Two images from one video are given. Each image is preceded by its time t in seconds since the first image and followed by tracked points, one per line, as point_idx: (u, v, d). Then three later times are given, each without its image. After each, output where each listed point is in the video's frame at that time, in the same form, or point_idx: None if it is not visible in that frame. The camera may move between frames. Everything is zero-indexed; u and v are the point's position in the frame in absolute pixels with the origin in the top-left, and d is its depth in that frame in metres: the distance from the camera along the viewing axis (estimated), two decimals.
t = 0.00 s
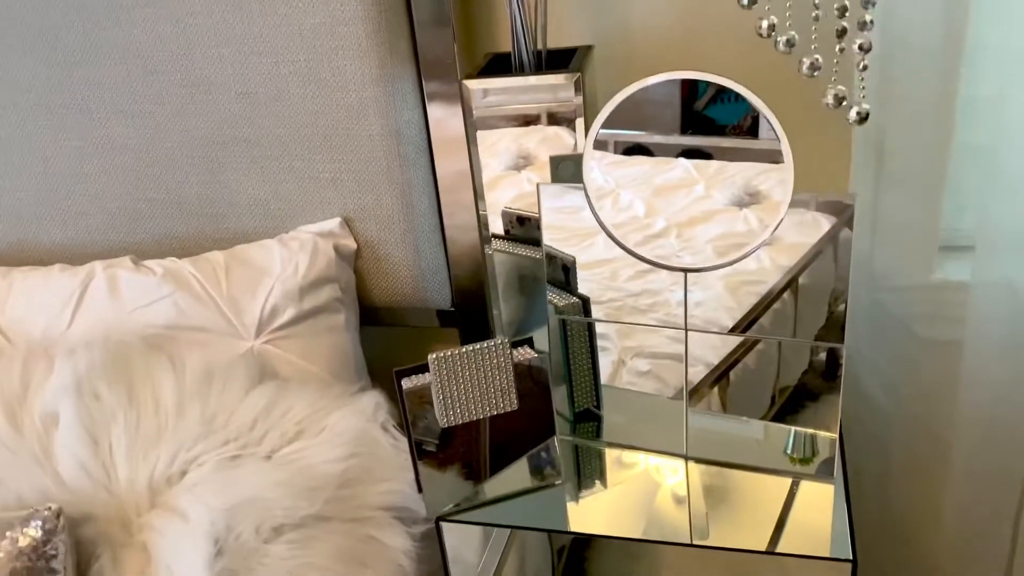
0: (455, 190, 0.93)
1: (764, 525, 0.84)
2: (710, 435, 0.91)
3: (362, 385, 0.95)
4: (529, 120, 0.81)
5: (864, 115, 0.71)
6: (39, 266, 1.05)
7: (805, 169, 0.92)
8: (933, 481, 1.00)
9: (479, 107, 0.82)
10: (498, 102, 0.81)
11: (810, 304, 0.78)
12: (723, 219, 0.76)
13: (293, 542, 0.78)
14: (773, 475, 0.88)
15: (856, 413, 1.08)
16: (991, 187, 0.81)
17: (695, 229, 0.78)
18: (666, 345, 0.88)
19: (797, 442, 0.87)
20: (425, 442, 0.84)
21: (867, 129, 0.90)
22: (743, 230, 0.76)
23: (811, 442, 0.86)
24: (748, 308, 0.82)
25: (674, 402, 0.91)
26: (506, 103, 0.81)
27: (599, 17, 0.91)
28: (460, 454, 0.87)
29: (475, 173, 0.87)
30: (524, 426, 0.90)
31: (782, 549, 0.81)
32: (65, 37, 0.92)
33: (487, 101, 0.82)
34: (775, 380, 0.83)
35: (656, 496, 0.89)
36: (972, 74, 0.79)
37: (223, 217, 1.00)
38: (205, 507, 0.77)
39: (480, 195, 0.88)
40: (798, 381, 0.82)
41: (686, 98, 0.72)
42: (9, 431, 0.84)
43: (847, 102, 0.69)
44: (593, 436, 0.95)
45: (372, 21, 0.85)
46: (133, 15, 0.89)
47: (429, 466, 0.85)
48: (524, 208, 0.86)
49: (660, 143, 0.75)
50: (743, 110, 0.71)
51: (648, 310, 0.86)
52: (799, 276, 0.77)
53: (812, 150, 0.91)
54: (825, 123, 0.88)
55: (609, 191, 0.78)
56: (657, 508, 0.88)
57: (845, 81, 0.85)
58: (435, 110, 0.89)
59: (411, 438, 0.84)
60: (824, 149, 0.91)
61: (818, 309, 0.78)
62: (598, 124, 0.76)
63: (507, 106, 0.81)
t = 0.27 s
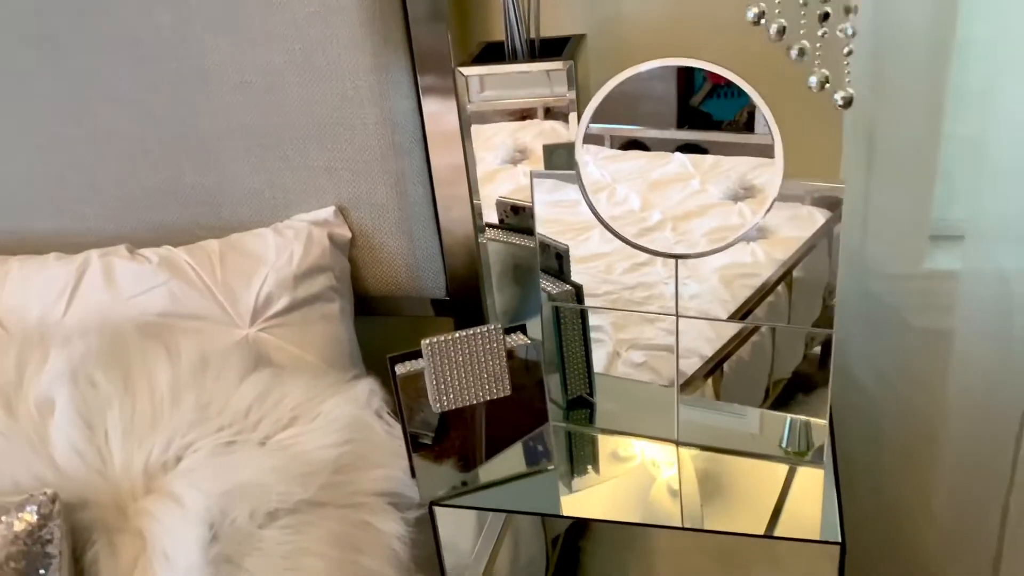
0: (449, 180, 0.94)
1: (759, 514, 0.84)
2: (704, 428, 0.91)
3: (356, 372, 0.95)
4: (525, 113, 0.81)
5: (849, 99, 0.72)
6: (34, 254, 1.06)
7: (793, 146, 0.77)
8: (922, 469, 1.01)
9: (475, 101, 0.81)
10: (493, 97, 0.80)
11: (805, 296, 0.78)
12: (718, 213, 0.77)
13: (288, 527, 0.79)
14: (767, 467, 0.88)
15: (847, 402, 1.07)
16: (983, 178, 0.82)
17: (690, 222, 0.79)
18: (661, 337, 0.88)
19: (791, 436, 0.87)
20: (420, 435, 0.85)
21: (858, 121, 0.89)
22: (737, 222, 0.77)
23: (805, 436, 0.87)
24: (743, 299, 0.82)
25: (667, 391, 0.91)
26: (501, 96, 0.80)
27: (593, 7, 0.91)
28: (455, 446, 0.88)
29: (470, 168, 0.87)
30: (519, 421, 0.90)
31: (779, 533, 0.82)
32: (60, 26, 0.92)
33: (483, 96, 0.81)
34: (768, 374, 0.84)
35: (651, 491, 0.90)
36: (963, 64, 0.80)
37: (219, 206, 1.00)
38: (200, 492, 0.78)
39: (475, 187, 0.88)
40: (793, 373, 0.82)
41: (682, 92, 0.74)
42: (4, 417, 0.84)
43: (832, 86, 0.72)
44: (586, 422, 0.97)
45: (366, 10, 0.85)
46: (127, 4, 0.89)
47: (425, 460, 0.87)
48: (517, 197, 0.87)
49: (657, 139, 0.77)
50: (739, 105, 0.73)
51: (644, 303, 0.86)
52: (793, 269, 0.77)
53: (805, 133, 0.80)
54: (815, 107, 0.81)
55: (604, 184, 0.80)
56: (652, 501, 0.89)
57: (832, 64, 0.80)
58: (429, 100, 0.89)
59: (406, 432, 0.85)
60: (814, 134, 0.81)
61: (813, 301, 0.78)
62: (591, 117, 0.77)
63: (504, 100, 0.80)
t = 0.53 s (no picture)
0: (444, 174, 0.94)
1: (755, 508, 0.84)
2: (700, 425, 0.92)
3: (350, 365, 0.95)
4: (521, 110, 0.81)
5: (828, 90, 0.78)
6: (27, 247, 1.06)
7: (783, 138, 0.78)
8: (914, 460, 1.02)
9: (470, 98, 0.81)
10: (489, 93, 0.81)
11: (801, 293, 0.78)
12: (713, 209, 0.77)
13: (281, 521, 0.79)
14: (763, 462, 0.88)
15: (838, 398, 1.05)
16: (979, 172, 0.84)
17: (687, 219, 0.79)
18: (655, 333, 0.89)
19: (786, 433, 0.87)
20: (415, 431, 0.85)
21: (852, 114, 0.88)
22: (733, 219, 0.77)
23: (800, 433, 0.87)
24: (738, 295, 0.82)
25: (660, 386, 0.92)
26: (496, 92, 0.81)
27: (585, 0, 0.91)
28: (450, 440, 0.87)
29: (464, 165, 0.87)
30: (513, 415, 0.90)
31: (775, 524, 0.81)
32: (53, 18, 0.91)
33: (478, 92, 0.81)
34: (764, 369, 0.84)
35: (647, 487, 0.89)
36: (954, 57, 0.81)
37: (211, 199, 1.00)
38: (193, 485, 0.78)
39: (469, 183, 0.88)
40: (789, 368, 0.82)
41: (679, 90, 0.73)
42: None
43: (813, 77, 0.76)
44: (580, 416, 0.96)
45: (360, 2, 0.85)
46: None
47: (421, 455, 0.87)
48: (511, 190, 0.87)
49: (654, 135, 0.77)
50: (737, 102, 0.72)
51: (639, 300, 0.87)
52: (789, 265, 0.77)
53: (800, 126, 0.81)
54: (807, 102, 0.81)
55: (601, 181, 0.80)
56: (647, 496, 0.88)
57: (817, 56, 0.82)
58: (424, 94, 0.89)
59: (400, 429, 0.85)
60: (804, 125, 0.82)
61: (808, 297, 0.78)
62: (587, 113, 0.77)
63: (499, 97, 0.81)
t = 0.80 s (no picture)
0: (440, 175, 0.93)
1: (751, 510, 0.83)
2: (696, 425, 0.92)
3: (345, 366, 0.95)
4: (517, 110, 0.81)
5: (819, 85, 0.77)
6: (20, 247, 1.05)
7: (777, 136, 0.75)
8: (910, 461, 1.02)
9: (467, 97, 0.81)
10: (485, 93, 0.80)
11: (797, 293, 0.79)
12: (709, 210, 0.77)
13: (275, 522, 0.79)
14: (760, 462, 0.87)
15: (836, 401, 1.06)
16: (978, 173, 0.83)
17: (683, 219, 0.79)
18: (651, 333, 0.89)
19: (781, 434, 0.88)
20: (412, 432, 0.85)
21: (847, 115, 0.89)
22: (729, 219, 0.77)
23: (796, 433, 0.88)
24: (734, 296, 0.82)
25: (655, 387, 0.92)
26: (492, 92, 0.80)
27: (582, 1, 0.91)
28: (446, 440, 0.87)
29: (459, 165, 0.86)
30: (509, 417, 0.90)
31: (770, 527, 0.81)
32: (46, 17, 0.91)
33: (474, 91, 0.81)
34: (760, 370, 0.85)
35: (643, 488, 0.88)
36: (950, 57, 0.81)
37: (206, 199, 1.00)
38: (187, 486, 0.77)
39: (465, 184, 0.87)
40: (784, 369, 0.83)
41: (676, 90, 0.73)
42: None
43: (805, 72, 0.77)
44: (575, 417, 0.96)
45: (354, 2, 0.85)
46: None
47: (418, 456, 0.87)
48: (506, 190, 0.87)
49: (650, 135, 0.76)
50: (733, 102, 0.71)
51: (635, 300, 0.86)
52: (785, 266, 0.78)
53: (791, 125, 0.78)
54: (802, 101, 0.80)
55: (597, 180, 0.79)
56: (642, 497, 0.87)
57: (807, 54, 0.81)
58: (419, 95, 0.89)
59: (395, 429, 0.84)
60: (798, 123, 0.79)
61: (805, 298, 0.79)
62: (583, 114, 0.77)
63: (496, 96, 0.80)
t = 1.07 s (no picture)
0: (438, 175, 0.93)
1: (749, 511, 0.84)
2: (694, 425, 0.91)
3: (343, 368, 0.95)
4: (516, 110, 0.80)
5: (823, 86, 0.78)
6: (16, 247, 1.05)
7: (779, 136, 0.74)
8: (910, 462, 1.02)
9: (465, 97, 0.81)
10: (483, 93, 0.80)
11: (795, 294, 0.79)
12: (707, 210, 0.77)
13: (272, 524, 0.78)
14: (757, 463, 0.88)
15: (836, 399, 1.05)
16: (978, 176, 0.83)
17: (681, 220, 0.78)
18: (649, 334, 0.88)
19: (779, 434, 0.88)
20: (409, 433, 0.85)
21: (848, 117, 0.88)
22: (728, 220, 0.77)
23: (794, 433, 0.87)
24: (733, 296, 0.82)
25: (655, 389, 0.91)
26: (490, 92, 0.80)
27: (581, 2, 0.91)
28: (444, 441, 0.87)
29: (458, 164, 0.86)
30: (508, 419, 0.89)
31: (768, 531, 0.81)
32: (43, 17, 0.90)
33: (473, 91, 0.81)
34: (758, 371, 0.85)
35: (641, 489, 0.89)
36: (950, 59, 0.81)
37: (203, 199, 0.99)
38: (184, 489, 0.77)
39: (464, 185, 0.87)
40: (782, 371, 0.83)
41: (674, 90, 0.72)
42: None
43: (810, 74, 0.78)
44: (574, 419, 0.96)
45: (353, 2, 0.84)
46: None
47: (415, 457, 0.86)
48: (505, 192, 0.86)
49: (649, 135, 0.76)
50: (732, 102, 0.71)
51: (633, 300, 0.86)
52: (784, 267, 0.78)
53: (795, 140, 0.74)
54: (801, 102, 0.79)
55: (595, 180, 0.79)
56: (641, 499, 0.87)
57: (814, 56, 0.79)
58: (418, 95, 0.88)
59: (393, 429, 0.84)
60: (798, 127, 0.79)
61: (803, 300, 0.79)
62: (580, 113, 0.76)
63: (494, 96, 0.80)
